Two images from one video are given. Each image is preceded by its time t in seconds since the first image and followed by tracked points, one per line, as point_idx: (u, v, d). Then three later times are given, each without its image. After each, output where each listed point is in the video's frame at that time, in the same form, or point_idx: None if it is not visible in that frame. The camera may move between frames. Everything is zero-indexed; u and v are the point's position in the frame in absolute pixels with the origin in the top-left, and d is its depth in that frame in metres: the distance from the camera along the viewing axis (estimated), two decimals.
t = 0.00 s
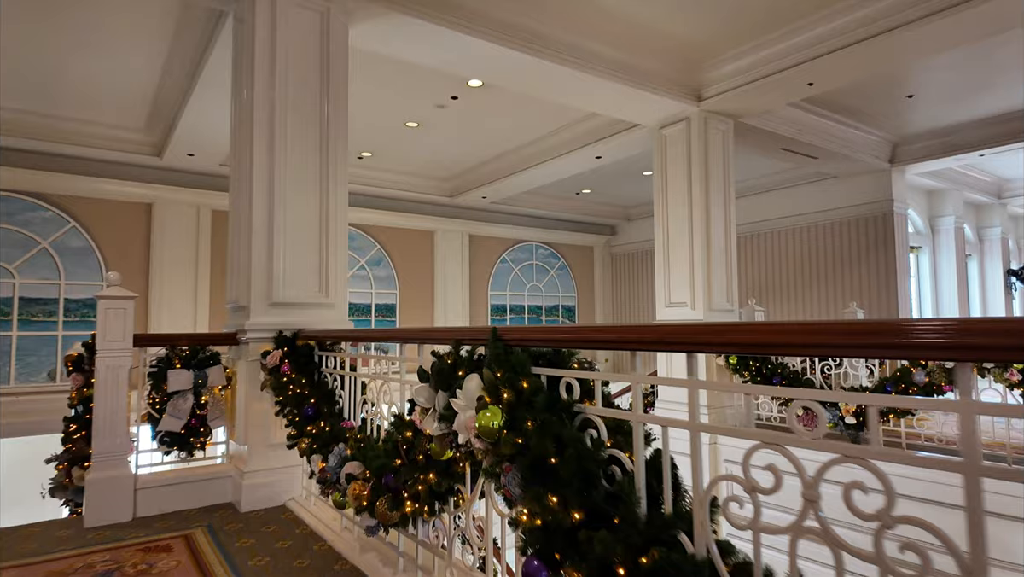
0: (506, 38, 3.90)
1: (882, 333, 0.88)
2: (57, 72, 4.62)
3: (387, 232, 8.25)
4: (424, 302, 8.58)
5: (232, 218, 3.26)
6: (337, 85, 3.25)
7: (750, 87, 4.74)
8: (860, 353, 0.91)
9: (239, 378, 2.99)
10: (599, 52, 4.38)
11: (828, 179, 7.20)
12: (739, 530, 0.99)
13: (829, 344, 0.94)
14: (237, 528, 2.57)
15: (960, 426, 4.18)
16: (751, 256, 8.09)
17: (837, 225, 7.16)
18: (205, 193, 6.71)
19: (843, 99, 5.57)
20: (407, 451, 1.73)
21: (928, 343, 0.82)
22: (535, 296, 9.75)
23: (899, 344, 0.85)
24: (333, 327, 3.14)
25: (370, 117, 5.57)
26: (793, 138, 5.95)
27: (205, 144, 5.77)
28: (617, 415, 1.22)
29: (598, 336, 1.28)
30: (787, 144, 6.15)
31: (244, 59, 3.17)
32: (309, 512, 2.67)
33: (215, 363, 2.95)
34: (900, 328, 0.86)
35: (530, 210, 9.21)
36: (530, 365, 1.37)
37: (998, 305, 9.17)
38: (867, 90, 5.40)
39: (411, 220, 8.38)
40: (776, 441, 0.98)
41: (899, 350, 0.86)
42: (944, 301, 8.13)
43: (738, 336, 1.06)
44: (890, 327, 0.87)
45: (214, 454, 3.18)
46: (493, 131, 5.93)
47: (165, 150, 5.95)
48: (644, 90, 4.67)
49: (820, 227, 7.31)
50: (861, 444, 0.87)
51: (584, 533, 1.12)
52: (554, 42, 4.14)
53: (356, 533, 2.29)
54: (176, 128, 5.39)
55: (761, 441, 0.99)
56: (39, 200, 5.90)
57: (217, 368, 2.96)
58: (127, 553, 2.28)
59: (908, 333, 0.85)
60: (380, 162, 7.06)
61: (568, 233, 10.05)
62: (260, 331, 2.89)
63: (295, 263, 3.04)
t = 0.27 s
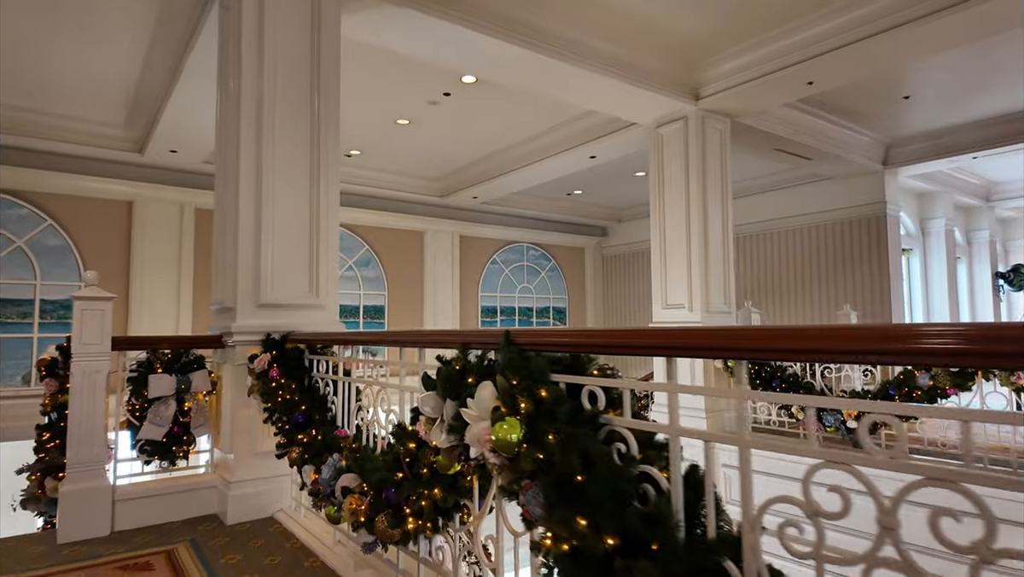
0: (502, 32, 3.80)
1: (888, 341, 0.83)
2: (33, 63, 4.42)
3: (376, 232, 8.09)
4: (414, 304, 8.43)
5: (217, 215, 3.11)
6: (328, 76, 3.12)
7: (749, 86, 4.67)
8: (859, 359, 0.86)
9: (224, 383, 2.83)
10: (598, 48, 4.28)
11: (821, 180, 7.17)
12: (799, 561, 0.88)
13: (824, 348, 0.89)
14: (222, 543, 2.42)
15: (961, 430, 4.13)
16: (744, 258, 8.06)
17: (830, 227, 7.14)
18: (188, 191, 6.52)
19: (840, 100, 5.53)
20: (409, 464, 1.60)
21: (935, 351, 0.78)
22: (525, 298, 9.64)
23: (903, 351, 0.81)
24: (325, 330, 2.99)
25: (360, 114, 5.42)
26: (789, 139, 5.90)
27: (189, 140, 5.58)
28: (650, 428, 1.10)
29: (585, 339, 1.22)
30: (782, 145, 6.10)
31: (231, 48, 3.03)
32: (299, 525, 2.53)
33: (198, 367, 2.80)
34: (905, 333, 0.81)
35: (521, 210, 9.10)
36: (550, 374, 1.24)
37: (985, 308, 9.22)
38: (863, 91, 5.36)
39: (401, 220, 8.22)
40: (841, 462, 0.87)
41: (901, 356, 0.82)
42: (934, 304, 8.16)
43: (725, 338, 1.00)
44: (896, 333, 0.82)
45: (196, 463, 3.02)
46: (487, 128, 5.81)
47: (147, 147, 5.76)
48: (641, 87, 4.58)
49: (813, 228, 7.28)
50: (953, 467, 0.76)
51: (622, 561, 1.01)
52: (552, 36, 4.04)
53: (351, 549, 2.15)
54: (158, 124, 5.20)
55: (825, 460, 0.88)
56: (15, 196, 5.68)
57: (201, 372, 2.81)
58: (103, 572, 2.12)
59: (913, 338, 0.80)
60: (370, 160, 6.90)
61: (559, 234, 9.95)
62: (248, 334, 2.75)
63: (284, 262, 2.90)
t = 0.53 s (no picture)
0: (504, 23, 3.71)
1: (898, 333, 0.78)
2: (17, 54, 4.27)
3: (369, 231, 7.96)
4: (408, 304, 8.31)
5: (211, 209, 2.99)
6: (328, 65, 3.01)
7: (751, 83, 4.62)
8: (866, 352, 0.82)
9: (219, 384, 2.72)
10: (600, 42, 4.21)
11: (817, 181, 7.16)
12: None
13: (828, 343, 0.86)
14: (218, 551, 2.30)
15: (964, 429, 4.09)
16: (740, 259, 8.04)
17: (827, 228, 7.13)
18: (177, 188, 6.36)
19: (840, 99, 5.50)
20: (427, 468, 1.50)
21: (949, 342, 0.73)
22: (519, 298, 9.55)
23: (914, 343, 0.77)
24: (324, 328, 2.88)
25: (355, 109, 5.31)
26: (788, 138, 5.87)
27: (178, 135, 5.44)
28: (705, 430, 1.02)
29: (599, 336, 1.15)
30: (781, 144, 6.07)
31: (227, 35, 2.92)
32: (299, 532, 2.42)
33: (192, 367, 2.68)
34: (916, 324, 0.77)
35: (515, 210, 9.01)
36: (584, 371, 1.16)
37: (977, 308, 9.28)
38: (863, 90, 5.34)
39: (394, 219, 8.11)
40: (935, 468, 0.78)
41: (913, 348, 0.77)
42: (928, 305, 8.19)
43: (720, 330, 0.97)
44: (906, 325, 0.78)
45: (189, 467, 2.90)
46: (484, 125, 5.72)
47: (134, 142, 5.60)
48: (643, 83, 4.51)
49: (809, 229, 7.27)
50: None
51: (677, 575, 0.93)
52: (554, 29, 3.96)
53: (356, 558, 2.04)
54: (146, 118, 5.06)
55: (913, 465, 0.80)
56: None
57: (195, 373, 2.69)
58: None
59: (927, 330, 0.76)
60: (364, 158, 6.79)
61: (553, 234, 9.87)
62: (244, 333, 2.63)
63: (283, 258, 2.78)
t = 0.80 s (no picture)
0: (505, 15, 3.61)
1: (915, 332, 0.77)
2: None
3: (359, 230, 7.82)
4: (398, 304, 8.18)
5: (202, 203, 2.86)
6: (326, 55, 2.89)
7: (752, 81, 4.57)
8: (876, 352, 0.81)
9: (211, 387, 2.59)
10: (601, 37, 4.13)
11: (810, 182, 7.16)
12: None
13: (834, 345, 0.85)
14: (210, 564, 2.18)
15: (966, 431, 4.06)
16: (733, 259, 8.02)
17: (820, 228, 7.12)
18: (161, 184, 6.18)
19: (836, 99, 5.48)
20: (447, 479, 1.40)
21: (959, 343, 0.73)
22: (510, 298, 9.46)
23: (925, 344, 0.76)
24: (321, 329, 2.76)
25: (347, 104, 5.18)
26: (784, 138, 5.85)
27: (162, 129, 5.27)
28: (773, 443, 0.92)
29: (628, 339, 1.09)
30: (777, 144, 6.05)
31: (221, 21, 2.79)
32: (296, 543, 2.30)
33: (183, 370, 2.55)
34: (923, 324, 0.76)
35: (507, 210, 8.92)
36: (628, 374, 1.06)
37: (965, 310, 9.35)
38: (859, 90, 5.33)
39: (384, 218, 7.97)
40: None
41: (914, 348, 0.77)
42: (918, 305, 8.23)
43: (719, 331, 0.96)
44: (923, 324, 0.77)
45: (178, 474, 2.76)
46: (479, 122, 5.62)
47: (117, 136, 5.42)
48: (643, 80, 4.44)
49: (802, 230, 7.27)
50: None
51: None
52: (554, 22, 3.87)
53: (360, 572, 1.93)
54: (130, 111, 4.89)
55: None
56: None
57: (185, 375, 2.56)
58: None
59: (933, 329, 0.75)
60: (354, 155, 6.65)
61: (544, 234, 9.79)
62: (238, 333, 2.51)
63: (278, 256, 2.66)
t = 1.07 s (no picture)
0: (506, 8, 3.52)
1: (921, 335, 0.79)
2: None
3: (348, 229, 7.68)
4: (387, 304, 8.05)
5: (194, 197, 2.73)
6: (325, 44, 2.78)
7: (752, 79, 4.53)
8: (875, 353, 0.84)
9: (203, 390, 2.46)
10: (601, 32, 4.05)
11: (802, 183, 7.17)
12: None
13: (830, 346, 0.87)
14: None
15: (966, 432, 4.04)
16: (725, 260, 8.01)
17: (812, 229, 7.13)
18: (144, 179, 5.99)
19: (832, 98, 5.47)
20: (473, 491, 1.30)
21: (970, 345, 0.74)
22: (500, 299, 9.37)
23: (934, 345, 0.77)
24: (320, 329, 2.65)
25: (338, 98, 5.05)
26: (779, 138, 5.83)
27: (146, 123, 5.09)
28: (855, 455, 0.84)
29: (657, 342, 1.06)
30: (772, 144, 6.03)
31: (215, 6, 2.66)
32: (295, 555, 2.18)
33: (174, 373, 2.42)
34: (936, 326, 0.78)
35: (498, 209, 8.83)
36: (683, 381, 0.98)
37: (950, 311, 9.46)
38: (855, 90, 5.32)
39: (373, 216, 7.83)
40: None
41: (924, 350, 0.79)
42: (906, 306, 8.29)
43: (723, 333, 0.98)
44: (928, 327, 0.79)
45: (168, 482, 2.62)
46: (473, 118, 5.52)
47: (98, 130, 5.23)
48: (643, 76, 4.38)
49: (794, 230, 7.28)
50: None
51: None
52: (555, 16, 3.79)
53: None
54: (111, 103, 4.71)
55: None
56: None
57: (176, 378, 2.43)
58: None
59: (945, 332, 0.77)
60: (344, 152, 6.51)
61: (535, 234, 9.71)
62: (233, 333, 2.39)
63: (276, 252, 2.54)
